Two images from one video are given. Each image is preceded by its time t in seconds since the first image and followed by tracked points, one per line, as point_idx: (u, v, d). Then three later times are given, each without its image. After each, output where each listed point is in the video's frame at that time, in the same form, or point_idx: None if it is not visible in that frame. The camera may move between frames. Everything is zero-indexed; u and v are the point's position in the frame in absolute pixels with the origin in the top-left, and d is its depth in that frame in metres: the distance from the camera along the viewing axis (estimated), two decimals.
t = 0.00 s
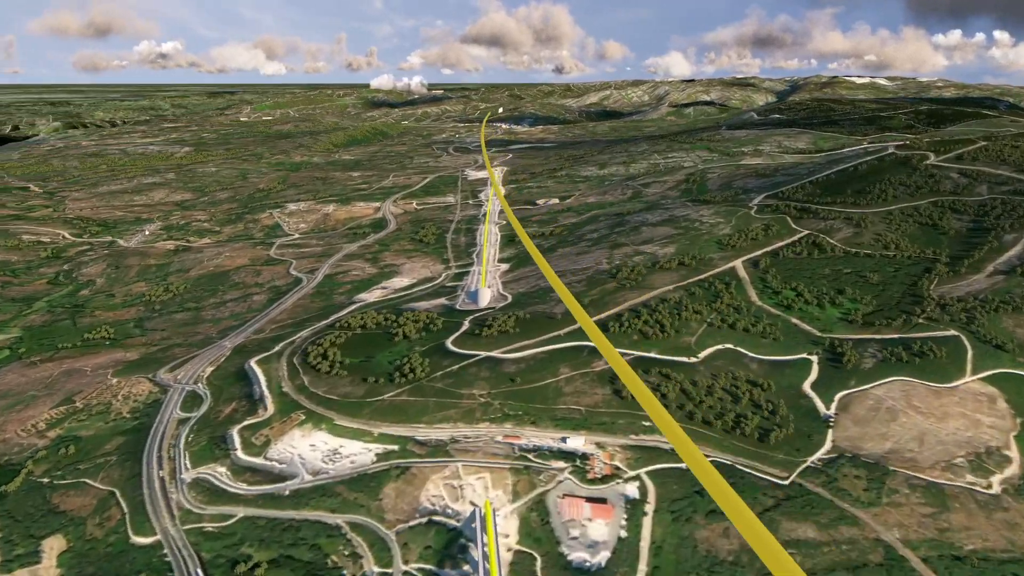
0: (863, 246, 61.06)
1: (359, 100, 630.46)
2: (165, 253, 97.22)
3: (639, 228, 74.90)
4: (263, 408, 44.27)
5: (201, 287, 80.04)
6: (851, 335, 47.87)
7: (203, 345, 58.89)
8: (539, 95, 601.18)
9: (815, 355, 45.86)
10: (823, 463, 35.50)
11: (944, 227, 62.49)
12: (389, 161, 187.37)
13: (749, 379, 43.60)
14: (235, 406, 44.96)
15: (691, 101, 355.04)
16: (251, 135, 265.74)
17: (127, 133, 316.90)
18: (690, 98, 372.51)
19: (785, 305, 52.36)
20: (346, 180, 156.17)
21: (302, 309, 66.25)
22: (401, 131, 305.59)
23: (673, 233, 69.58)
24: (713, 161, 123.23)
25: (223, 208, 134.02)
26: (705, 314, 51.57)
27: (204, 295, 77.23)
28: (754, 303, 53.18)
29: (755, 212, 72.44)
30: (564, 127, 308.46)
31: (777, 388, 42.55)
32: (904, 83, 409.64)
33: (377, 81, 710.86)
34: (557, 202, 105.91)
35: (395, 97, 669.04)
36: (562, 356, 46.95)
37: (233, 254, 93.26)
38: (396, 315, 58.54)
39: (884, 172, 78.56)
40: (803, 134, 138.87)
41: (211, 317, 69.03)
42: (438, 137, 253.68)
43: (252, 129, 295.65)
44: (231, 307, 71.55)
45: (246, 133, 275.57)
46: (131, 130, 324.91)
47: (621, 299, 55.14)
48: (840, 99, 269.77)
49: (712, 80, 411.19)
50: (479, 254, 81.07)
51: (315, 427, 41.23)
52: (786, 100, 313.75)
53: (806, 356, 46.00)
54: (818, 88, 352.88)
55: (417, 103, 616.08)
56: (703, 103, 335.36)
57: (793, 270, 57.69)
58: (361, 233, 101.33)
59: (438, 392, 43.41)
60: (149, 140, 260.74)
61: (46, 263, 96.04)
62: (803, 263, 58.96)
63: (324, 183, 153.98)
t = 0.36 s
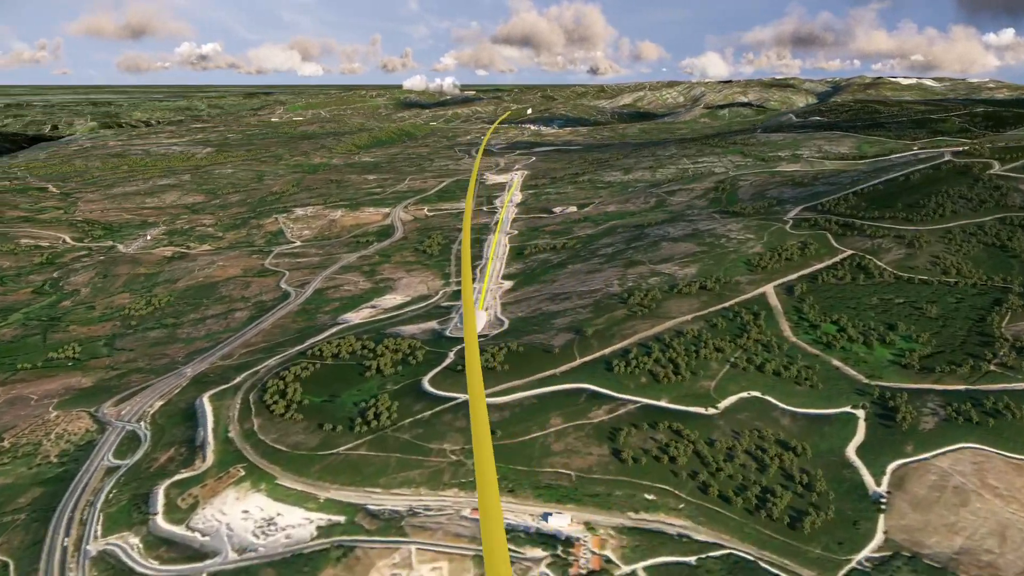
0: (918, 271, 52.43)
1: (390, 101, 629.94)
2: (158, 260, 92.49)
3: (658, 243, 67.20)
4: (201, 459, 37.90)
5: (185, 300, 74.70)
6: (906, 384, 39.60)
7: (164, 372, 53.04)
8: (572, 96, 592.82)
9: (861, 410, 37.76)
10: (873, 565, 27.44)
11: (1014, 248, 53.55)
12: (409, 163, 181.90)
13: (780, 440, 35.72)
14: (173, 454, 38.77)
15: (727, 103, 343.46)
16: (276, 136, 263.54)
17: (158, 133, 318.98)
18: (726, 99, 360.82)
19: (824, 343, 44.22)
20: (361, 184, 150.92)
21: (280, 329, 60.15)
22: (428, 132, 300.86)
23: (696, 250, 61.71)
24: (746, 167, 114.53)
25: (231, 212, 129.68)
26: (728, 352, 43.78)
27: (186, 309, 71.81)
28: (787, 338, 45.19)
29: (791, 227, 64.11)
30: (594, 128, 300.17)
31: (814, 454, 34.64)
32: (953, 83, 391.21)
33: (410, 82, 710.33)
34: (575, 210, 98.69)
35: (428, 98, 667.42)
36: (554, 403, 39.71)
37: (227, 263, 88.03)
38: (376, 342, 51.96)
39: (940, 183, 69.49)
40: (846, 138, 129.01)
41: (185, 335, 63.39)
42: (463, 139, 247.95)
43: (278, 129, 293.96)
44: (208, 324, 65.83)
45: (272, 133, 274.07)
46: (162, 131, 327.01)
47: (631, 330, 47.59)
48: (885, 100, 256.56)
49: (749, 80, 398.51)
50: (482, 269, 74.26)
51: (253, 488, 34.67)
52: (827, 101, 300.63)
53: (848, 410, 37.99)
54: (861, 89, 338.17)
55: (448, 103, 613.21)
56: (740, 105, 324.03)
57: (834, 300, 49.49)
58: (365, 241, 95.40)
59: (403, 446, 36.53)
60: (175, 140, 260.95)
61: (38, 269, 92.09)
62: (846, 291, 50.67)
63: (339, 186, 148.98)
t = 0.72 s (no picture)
0: (980, 304, 44.04)
1: (421, 101, 628.23)
2: (148, 269, 87.78)
3: (674, 261, 59.61)
4: (104, 526, 31.53)
5: (161, 315, 69.47)
6: (971, 456, 31.50)
7: (107, 404, 47.26)
8: (605, 97, 583.45)
9: (913, 491, 29.81)
10: None
11: None
12: (427, 166, 176.35)
13: (807, 531, 28.10)
14: (75, 517, 32.61)
15: (763, 104, 331.34)
16: (300, 137, 261.02)
17: (186, 133, 319.87)
18: (764, 100, 348.34)
19: (866, 396, 36.30)
20: (375, 187, 145.56)
21: (248, 354, 54.21)
22: (453, 134, 295.69)
23: (716, 271, 53.95)
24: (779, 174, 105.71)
25: (237, 216, 125.27)
26: (745, 405, 36.14)
27: (159, 325, 66.48)
28: (819, 388, 37.37)
29: (827, 246, 55.94)
30: (624, 130, 291.50)
31: (851, 553, 26.93)
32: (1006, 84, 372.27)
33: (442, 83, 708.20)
34: (590, 220, 91.34)
35: (459, 99, 663.55)
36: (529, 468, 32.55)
37: (216, 272, 82.89)
38: (341, 376, 45.51)
39: (1002, 196, 60.57)
40: (890, 142, 119.20)
41: (148, 357, 57.88)
42: (489, 140, 241.87)
43: (303, 130, 291.73)
44: (177, 344, 60.31)
45: (296, 134, 271.78)
46: (190, 131, 327.93)
47: (631, 372, 40.26)
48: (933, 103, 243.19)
49: (788, 82, 385.30)
50: (479, 286, 67.59)
51: (149, 571, 27.96)
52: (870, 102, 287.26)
53: (895, 487, 30.11)
54: (907, 90, 322.81)
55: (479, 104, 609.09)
56: (777, 106, 311.76)
57: (877, 338, 41.40)
58: (364, 251, 89.46)
59: (337, 520, 29.67)
60: (199, 140, 260.09)
61: (24, 276, 88.19)
62: (891, 328, 42.51)
63: (351, 189, 143.90)
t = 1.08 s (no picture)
0: None
1: (452, 102, 625.16)
2: (131, 278, 83.29)
3: (685, 284, 52.23)
4: None
5: (129, 330, 64.44)
6: None
7: (28, 442, 41.74)
8: (638, 98, 573.06)
9: None
10: None
11: None
12: (444, 169, 170.74)
13: None
14: None
15: (801, 105, 318.97)
16: (323, 137, 258.36)
17: (213, 133, 320.36)
18: (802, 101, 335.43)
19: (909, 474, 28.58)
20: (386, 190, 140.32)
21: (199, 382, 48.44)
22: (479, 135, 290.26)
23: (731, 299, 46.46)
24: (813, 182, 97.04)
25: (241, 220, 121.00)
26: (752, 482, 28.69)
27: (123, 342, 61.36)
28: (850, 461, 29.71)
29: (863, 271, 47.95)
30: (654, 132, 282.66)
31: None
32: None
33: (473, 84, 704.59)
34: (601, 230, 84.15)
35: (490, 99, 659.23)
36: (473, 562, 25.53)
37: (198, 282, 77.91)
38: (284, 419, 39.26)
39: None
40: (937, 147, 109.47)
41: (99, 382, 52.55)
42: (512, 142, 235.60)
43: (327, 131, 289.27)
44: (132, 366, 54.93)
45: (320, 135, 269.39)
46: (217, 131, 328.43)
47: (617, 430, 33.14)
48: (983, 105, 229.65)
49: (829, 82, 371.19)
50: (469, 306, 61.10)
51: None
52: (915, 104, 273.68)
53: None
54: (955, 91, 307.35)
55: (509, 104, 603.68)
56: (816, 107, 299.35)
57: (924, 393, 33.55)
58: (358, 261, 83.59)
59: None
60: (223, 140, 259.24)
61: (6, 283, 84.42)
62: (942, 378, 34.60)
63: (362, 193, 138.88)
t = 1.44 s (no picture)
0: None
1: (481, 102, 620.94)
2: (108, 287, 78.92)
3: (688, 313, 45.06)
4: None
5: (85, 347, 59.62)
6: None
7: None
8: (671, 99, 561.43)
9: None
10: None
11: None
12: (460, 171, 165.06)
13: None
14: None
15: (841, 106, 306.20)
16: (344, 138, 255.43)
17: (239, 133, 320.39)
18: (841, 102, 322.02)
19: None
20: (396, 193, 135.05)
21: (129, 418, 42.87)
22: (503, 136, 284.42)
23: (738, 335, 39.23)
24: (847, 190, 88.51)
25: (241, 225, 116.77)
26: None
27: (74, 361, 56.45)
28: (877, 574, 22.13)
29: (900, 303, 40.24)
30: (684, 133, 273.48)
31: None
32: None
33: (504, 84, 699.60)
34: (609, 242, 77.11)
35: (520, 100, 653.58)
36: None
37: (174, 293, 73.13)
38: (196, 474, 33.40)
39: None
40: (988, 152, 99.75)
41: (32, 410, 47.42)
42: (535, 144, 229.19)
43: (350, 132, 286.42)
44: (72, 392, 49.84)
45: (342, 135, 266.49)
46: (244, 132, 329.00)
47: (578, 513, 26.30)
48: None
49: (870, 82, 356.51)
50: (449, 330, 54.80)
51: None
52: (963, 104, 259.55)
53: None
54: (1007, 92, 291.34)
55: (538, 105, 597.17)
56: (856, 108, 286.45)
57: (977, 475, 25.98)
58: (346, 273, 77.93)
59: None
60: (245, 140, 258.20)
61: None
62: (1000, 453, 26.94)
63: (370, 196, 133.81)
